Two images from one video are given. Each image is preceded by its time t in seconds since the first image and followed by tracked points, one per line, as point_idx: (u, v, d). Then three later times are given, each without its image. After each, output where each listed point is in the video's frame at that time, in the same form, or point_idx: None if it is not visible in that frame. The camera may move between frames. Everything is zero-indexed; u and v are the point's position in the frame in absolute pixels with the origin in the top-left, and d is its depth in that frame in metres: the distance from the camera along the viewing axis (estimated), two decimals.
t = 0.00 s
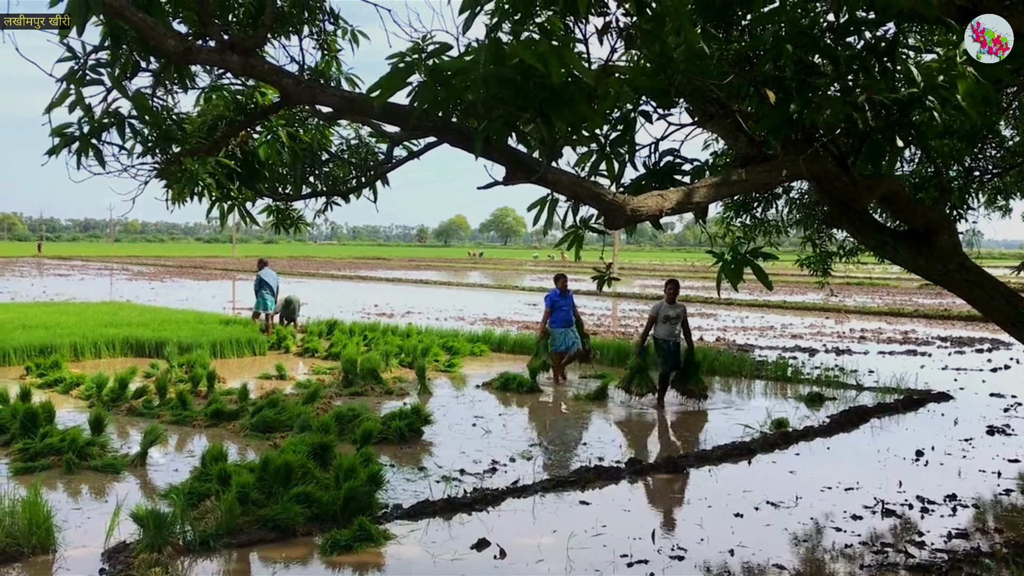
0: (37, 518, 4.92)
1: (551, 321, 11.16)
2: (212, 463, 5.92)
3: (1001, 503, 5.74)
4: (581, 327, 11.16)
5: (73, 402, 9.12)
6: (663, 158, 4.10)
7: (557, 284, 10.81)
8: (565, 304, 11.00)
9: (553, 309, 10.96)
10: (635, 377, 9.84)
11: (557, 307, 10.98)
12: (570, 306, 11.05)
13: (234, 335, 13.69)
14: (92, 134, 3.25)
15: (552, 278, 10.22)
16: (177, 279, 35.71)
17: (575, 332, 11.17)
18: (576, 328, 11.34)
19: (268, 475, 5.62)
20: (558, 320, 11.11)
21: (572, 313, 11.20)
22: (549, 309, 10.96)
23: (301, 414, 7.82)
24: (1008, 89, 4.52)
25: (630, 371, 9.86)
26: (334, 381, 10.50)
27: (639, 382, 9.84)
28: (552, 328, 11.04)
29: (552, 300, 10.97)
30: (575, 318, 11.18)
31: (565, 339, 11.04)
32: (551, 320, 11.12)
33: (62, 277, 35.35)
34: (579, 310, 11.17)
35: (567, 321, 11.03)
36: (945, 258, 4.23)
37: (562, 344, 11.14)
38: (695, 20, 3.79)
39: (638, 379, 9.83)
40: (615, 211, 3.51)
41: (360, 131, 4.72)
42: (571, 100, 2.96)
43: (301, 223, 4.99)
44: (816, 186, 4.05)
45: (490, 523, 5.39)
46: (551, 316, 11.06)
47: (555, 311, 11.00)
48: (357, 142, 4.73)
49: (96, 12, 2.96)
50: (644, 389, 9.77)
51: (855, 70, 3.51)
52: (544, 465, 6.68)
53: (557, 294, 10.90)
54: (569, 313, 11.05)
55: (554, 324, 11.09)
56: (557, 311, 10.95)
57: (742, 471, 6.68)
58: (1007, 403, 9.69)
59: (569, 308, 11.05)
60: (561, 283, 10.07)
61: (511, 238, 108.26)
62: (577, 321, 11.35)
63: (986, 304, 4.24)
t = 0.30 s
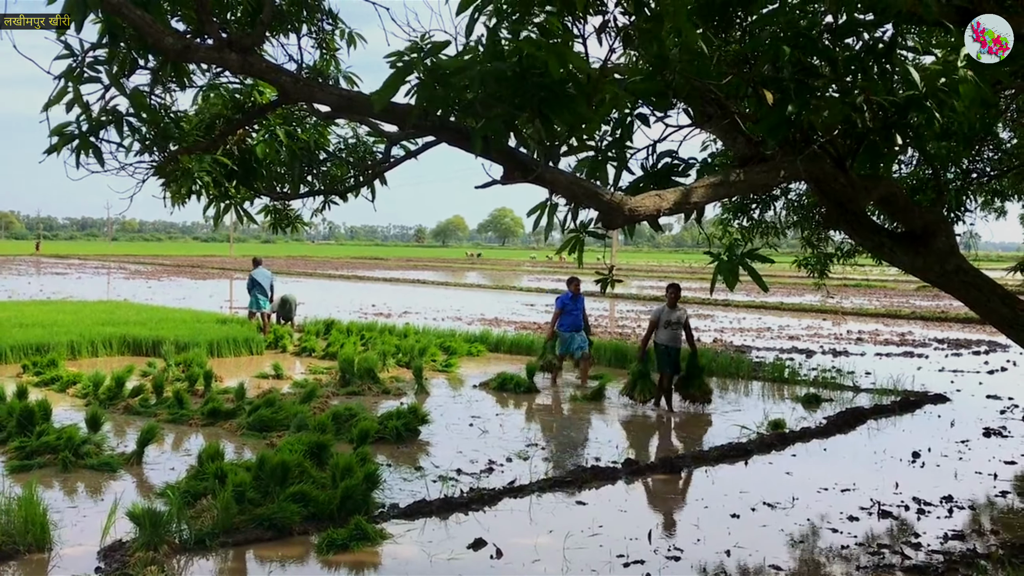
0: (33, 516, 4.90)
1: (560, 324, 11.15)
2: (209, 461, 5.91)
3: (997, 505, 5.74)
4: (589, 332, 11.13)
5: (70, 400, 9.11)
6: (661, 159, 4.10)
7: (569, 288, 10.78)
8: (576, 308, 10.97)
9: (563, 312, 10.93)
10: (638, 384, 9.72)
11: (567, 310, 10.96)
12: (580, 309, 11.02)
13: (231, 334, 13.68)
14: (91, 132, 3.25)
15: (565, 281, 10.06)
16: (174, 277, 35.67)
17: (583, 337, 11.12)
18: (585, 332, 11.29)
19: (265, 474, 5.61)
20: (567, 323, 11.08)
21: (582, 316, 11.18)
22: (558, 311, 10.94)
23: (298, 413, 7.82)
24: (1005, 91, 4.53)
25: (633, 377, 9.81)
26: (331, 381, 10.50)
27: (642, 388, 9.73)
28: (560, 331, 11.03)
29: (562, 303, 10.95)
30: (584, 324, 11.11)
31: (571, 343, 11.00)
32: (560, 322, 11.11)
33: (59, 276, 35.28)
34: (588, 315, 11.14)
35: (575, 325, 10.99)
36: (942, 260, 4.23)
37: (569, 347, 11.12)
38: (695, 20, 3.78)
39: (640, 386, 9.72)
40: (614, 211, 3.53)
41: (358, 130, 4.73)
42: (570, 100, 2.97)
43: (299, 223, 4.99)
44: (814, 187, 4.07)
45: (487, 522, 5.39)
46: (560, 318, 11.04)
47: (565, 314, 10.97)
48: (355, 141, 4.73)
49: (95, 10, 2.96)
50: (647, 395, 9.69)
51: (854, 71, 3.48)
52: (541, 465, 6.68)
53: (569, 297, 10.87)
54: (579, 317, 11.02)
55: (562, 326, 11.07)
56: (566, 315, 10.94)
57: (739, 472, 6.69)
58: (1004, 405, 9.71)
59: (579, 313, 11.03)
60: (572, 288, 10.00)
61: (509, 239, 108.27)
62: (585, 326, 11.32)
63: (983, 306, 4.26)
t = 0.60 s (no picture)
0: (26, 509, 4.88)
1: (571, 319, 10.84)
2: (202, 455, 5.89)
3: (989, 499, 5.75)
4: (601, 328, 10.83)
5: (63, 395, 9.08)
6: (656, 153, 4.11)
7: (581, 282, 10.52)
8: (587, 303, 10.69)
9: (574, 306, 10.62)
10: (637, 379, 9.65)
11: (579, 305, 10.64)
12: (592, 305, 10.71)
13: (224, 329, 13.66)
14: (82, 122, 3.24)
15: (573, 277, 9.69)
16: (168, 273, 35.63)
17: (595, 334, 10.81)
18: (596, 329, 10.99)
19: (258, 468, 5.60)
20: (578, 318, 10.77)
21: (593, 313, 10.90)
22: (570, 305, 10.63)
23: (292, 408, 7.81)
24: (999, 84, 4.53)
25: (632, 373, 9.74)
26: (325, 376, 10.49)
27: (641, 384, 9.65)
28: (572, 327, 10.70)
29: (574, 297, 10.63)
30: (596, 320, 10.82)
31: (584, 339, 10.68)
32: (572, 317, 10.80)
33: (52, 271, 35.17)
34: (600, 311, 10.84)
35: (588, 321, 10.68)
36: (936, 253, 4.25)
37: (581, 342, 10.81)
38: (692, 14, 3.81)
39: (640, 382, 9.64)
40: (609, 203, 3.58)
41: (352, 125, 4.73)
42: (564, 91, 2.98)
43: (293, 218, 4.99)
44: (809, 181, 4.13)
45: (481, 517, 5.38)
46: (572, 313, 10.73)
47: (577, 309, 10.66)
48: (349, 135, 4.75)
49: None
50: (647, 391, 9.57)
51: (848, 64, 3.47)
52: (535, 460, 6.68)
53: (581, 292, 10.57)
54: (591, 312, 10.71)
55: (573, 322, 10.76)
56: (580, 309, 10.61)
57: (732, 467, 6.69)
58: (996, 400, 9.74)
59: (591, 308, 10.72)
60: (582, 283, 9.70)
61: (504, 238, 108.30)
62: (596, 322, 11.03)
63: (976, 299, 4.27)
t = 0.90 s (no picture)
0: (15, 501, 4.87)
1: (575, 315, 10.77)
2: (193, 446, 5.88)
3: (978, 490, 5.78)
4: (605, 322, 10.79)
5: (52, 386, 9.05)
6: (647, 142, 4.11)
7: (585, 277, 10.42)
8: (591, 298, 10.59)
9: (578, 303, 10.56)
10: (635, 373, 9.38)
11: (583, 301, 10.57)
12: (595, 299, 10.65)
13: (215, 321, 13.63)
14: (72, 110, 3.23)
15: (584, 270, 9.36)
16: (159, 265, 35.52)
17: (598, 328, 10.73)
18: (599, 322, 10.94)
19: (249, 460, 5.59)
20: (582, 314, 10.69)
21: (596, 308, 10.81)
22: (574, 302, 10.56)
23: (283, 399, 7.79)
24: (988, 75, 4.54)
25: (630, 366, 9.40)
26: (316, 368, 10.47)
27: (639, 377, 9.37)
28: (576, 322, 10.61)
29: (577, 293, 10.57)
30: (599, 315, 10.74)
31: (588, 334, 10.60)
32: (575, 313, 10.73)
33: (42, 264, 34.99)
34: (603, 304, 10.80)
35: (592, 316, 10.59)
36: (926, 243, 4.29)
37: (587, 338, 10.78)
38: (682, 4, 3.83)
39: (638, 374, 9.37)
40: (600, 191, 3.61)
41: (343, 116, 4.76)
42: (555, 80, 2.99)
43: (281, 207, 5.00)
44: (799, 171, 4.18)
45: (472, 507, 5.38)
46: (575, 309, 10.66)
47: (580, 305, 10.59)
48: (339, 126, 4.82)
49: None
50: (645, 384, 9.32)
51: (840, 55, 3.52)
52: (525, 451, 6.68)
53: (584, 288, 10.51)
54: (594, 306, 10.66)
55: (577, 317, 10.67)
56: (583, 305, 10.53)
57: (722, 458, 6.70)
58: (986, 391, 9.78)
59: (595, 303, 10.63)
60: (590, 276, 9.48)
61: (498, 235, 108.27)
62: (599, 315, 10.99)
63: (967, 289, 4.30)
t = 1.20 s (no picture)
0: (5, 491, 4.85)
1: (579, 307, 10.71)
2: (183, 436, 5.87)
3: (967, 479, 5.81)
4: (609, 315, 10.66)
5: (42, 377, 9.03)
6: (638, 131, 4.13)
7: (586, 270, 10.33)
8: (593, 290, 10.52)
9: (581, 294, 10.50)
10: (639, 364, 9.50)
11: (586, 293, 10.51)
12: (599, 291, 10.56)
13: (205, 312, 13.61)
14: (60, 98, 3.21)
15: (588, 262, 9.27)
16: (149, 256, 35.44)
17: (602, 321, 10.67)
18: (605, 315, 10.84)
19: (239, 450, 5.59)
20: (586, 306, 10.63)
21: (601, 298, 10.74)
22: (576, 294, 10.51)
23: (273, 390, 7.79)
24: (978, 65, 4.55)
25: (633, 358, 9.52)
26: (307, 358, 10.48)
27: (643, 369, 9.52)
28: (579, 315, 10.57)
29: (580, 285, 10.52)
30: (603, 306, 10.66)
31: (591, 327, 10.55)
32: (580, 305, 10.67)
33: (30, 254, 34.84)
34: (608, 297, 10.69)
35: (595, 308, 10.52)
36: (917, 234, 4.30)
37: (588, 332, 10.65)
38: None
39: (642, 366, 9.49)
40: (591, 179, 3.64)
41: (334, 103, 4.85)
42: (545, 68, 3.00)
43: (274, 193, 5.01)
44: (791, 162, 4.20)
45: (462, 497, 5.39)
46: (579, 301, 10.61)
47: (583, 296, 10.53)
48: (331, 113, 4.87)
49: None
50: (649, 377, 9.47)
51: (832, 45, 3.51)
52: (516, 441, 6.69)
53: (586, 279, 10.45)
54: (598, 299, 10.56)
55: (581, 310, 10.62)
56: (586, 297, 10.46)
57: (712, 448, 6.72)
58: (974, 382, 9.84)
59: (598, 294, 10.55)
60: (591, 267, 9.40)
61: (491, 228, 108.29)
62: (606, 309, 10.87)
63: (956, 279, 4.32)
